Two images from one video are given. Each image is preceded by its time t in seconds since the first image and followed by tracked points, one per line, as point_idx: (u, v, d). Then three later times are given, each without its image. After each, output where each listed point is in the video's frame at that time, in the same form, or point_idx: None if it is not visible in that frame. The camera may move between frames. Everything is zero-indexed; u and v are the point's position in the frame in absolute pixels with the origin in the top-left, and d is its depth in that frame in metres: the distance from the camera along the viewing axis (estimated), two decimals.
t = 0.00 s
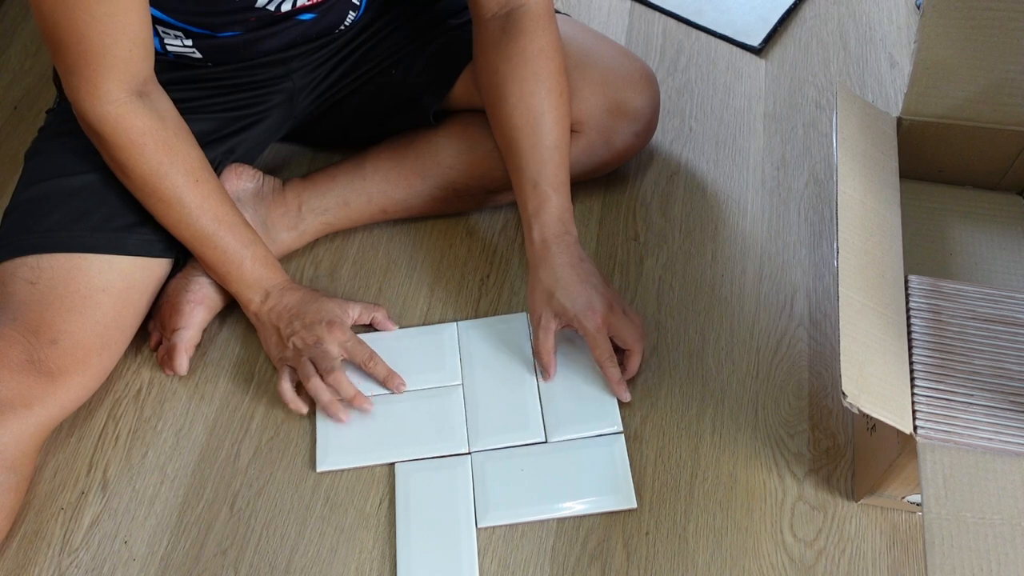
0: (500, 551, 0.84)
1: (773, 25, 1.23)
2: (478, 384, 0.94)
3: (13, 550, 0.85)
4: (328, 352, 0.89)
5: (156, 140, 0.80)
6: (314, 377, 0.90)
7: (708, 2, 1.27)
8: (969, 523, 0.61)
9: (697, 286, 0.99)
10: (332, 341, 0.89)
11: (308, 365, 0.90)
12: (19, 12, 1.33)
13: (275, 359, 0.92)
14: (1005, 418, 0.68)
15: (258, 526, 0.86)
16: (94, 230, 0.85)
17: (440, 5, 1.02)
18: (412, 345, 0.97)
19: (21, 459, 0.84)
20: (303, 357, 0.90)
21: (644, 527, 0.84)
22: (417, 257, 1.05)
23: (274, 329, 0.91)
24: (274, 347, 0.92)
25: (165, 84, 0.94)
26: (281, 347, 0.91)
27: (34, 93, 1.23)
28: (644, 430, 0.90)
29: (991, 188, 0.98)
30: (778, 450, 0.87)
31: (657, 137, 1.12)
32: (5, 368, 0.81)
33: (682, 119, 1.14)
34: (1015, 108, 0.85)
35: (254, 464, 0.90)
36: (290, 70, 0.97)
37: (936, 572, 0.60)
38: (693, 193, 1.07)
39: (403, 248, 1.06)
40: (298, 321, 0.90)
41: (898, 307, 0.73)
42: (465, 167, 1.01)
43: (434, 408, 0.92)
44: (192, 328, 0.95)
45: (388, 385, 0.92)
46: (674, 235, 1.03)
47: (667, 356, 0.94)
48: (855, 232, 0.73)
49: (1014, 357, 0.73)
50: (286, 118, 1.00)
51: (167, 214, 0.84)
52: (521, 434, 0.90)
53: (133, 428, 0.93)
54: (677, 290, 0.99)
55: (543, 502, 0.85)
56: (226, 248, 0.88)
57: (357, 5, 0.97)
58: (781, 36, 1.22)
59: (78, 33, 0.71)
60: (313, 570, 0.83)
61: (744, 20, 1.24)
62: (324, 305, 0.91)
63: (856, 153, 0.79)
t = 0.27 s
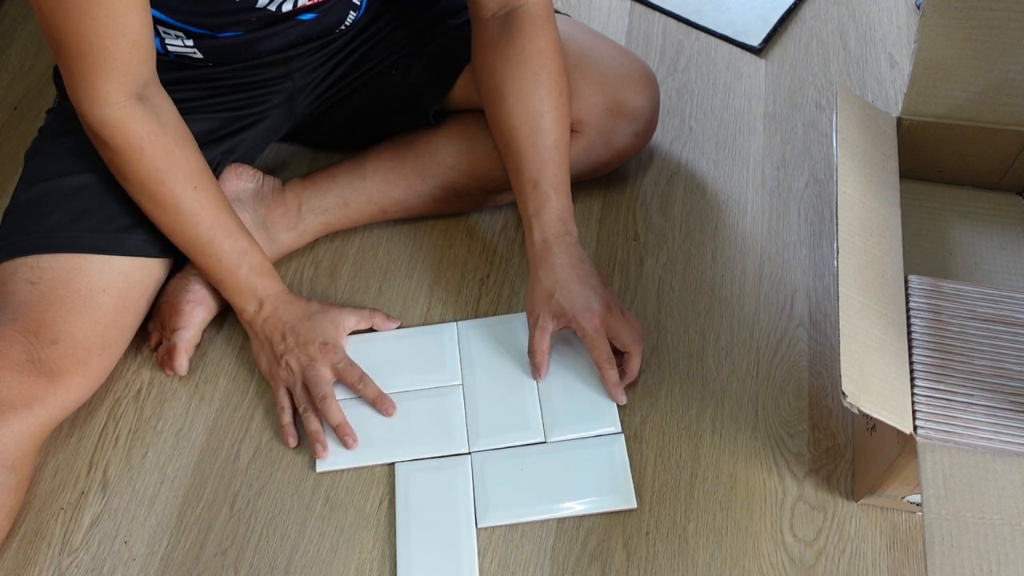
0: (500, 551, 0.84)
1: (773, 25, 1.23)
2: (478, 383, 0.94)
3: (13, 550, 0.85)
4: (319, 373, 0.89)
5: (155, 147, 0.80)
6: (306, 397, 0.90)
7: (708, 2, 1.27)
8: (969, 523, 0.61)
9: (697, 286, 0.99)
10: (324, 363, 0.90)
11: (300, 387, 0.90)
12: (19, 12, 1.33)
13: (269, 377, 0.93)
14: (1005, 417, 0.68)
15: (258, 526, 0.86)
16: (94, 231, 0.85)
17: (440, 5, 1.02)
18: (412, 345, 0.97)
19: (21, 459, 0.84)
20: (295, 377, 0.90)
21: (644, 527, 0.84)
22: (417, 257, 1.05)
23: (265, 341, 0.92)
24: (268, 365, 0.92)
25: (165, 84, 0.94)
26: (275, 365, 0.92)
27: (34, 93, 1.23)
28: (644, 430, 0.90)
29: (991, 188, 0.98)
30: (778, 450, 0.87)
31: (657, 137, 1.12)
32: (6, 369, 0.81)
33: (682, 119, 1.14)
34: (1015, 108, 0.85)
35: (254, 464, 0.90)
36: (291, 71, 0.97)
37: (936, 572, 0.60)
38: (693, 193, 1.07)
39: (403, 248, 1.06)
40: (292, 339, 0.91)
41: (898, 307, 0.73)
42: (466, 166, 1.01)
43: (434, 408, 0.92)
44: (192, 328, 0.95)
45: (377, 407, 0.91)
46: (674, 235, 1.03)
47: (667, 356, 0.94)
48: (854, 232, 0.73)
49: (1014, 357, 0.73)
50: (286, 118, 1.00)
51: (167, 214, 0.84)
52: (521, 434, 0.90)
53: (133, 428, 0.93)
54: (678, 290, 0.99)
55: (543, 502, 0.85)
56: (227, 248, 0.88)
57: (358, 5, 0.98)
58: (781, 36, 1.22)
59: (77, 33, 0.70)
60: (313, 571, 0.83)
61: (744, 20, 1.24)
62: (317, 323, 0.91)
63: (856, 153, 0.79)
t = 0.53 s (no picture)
0: (500, 551, 0.84)
1: (773, 25, 1.23)
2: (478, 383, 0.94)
3: (13, 550, 0.85)
4: (319, 373, 0.90)
5: (154, 156, 0.80)
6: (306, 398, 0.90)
7: (708, 2, 1.27)
8: (969, 523, 0.61)
9: (698, 285, 0.99)
10: (323, 363, 0.91)
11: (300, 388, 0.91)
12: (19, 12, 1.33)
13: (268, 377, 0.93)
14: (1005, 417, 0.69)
15: (258, 526, 0.86)
16: (94, 232, 0.85)
17: (440, 4, 1.00)
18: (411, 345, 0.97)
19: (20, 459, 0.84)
20: (295, 377, 0.91)
21: (645, 527, 0.84)
22: (417, 257, 1.05)
23: (264, 342, 0.93)
24: (267, 365, 0.93)
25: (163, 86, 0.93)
26: (274, 365, 0.92)
27: (33, 93, 1.23)
28: (644, 430, 0.90)
29: (991, 188, 0.98)
30: (779, 450, 0.87)
31: (657, 137, 1.12)
32: (6, 369, 0.82)
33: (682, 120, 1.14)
34: (1015, 108, 0.85)
35: (253, 464, 0.90)
36: (294, 75, 0.97)
37: (936, 572, 0.60)
38: (693, 193, 1.07)
39: (403, 247, 1.06)
40: (292, 339, 0.91)
41: (898, 307, 0.73)
42: (466, 166, 1.01)
43: (434, 408, 0.92)
44: (192, 328, 0.95)
45: (374, 407, 0.91)
46: (674, 234, 1.03)
47: (667, 356, 0.94)
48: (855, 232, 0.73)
49: (1014, 357, 0.73)
50: (286, 119, 1.01)
51: (167, 216, 0.84)
52: (521, 434, 0.90)
53: (133, 428, 0.93)
54: (678, 290, 0.99)
55: (543, 502, 0.85)
56: (226, 248, 0.88)
57: (360, 9, 0.97)
58: (781, 36, 1.22)
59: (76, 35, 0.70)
60: (313, 570, 0.83)
61: (744, 20, 1.24)
62: (317, 323, 0.92)
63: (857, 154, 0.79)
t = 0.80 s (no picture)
0: (500, 551, 0.83)
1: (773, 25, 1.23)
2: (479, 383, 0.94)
3: (13, 551, 0.85)
4: (309, 373, 0.89)
5: (151, 159, 0.80)
6: (300, 396, 0.90)
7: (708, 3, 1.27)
8: (970, 523, 0.61)
9: (698, 285, 0.99)
10: (314, 360, 0.89)
11: (294, 386, 0.90)
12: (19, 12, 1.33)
13: (266, 376, 0.93)
14: (1005, 418, 0.67)
15: (258, 526, 0.86)
16: (96, 233, 0.85)
17: (441, 7, 1.01)
18: (412, 344, 0.97)
19: (21, 460, 0.83)
20: (288, 376, 0.90)
21: (645, 527, 0.84)
22: (417, 257, 1.05)
23: (262, 342, 0.92)
24: (265, 361, 0.93)
25: (163, 89, 0.93)
26: (269, 363, 0.92)
27: (33, 94, 1.23)
28: (645, 430, 0.90)
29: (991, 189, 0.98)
30: (778, 450, 0.87)
31: (657, 137, 1.12)
32: (6, 370, 0.81)
33: (682, 120, 1.14)
34: (1015, 108, 0.85)
35: (253, 464, 0.90)
36: (296, 77, 0.97)
37: (936, 572, 0.60)
38: (693, 193, 1.07)
39: (403, 247, 1.06)
40: (285, 338, 0.90)
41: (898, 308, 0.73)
42: (467, 166, 1.01)
43: (434, 407, 0.92)
44: (192, 328, 0.95)
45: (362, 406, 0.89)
46: (674, 234, 1.03)
47: (667, 356, 0.94)
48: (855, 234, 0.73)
49: (1015, 357, 0.71)
50: (287, 120, 1.01)
51: (168, 217, 0.84)
52: (522, 434, 0.90)
53: (133, 428, 0.93)
54: (678, 289, 0.99)
55: (543, 502, 0.85)
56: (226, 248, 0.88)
57: (363, 12, 0.97)
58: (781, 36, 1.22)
59: (76, 36, 0.70)
60: (313, 570, 0.83)
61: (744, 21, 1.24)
62: (309, 322, 0.90)
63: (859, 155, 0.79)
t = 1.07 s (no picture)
0: (500, 551, 0.83)
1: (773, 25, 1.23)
2: (479, 382, 0.94)
3: (13, 551, 0.85)
4: (305, 373, 0.89)
5: (147, 160, 0.80)
6: (296, 396, 0.90)
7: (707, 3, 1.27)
8: (969, 523, 0.61)
9: (698, 284, 0.99)
10: (308, 360, 0.89)
11: (291, 386, 0.90)
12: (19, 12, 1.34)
13: (265, 377, 0.93)
14: (1006, 418, 0.67)
15: (258, 526, 0.86)
16: (94, 233, 0.85)
17: (439, 7, 1.01)
18: (412, 344, 0.97)
19: (20, 460, 0.84)
20: (285, 376, 0.90)
21: (645, 527, 0.84)
22: (417, 257, 1.05)
23: (259, 343, 0.92)
24: (263, 362, 0.93)
25: (162, 90, 0.93)
26: (267, 364, 0.92)
27: (34, 94, 1.23)
28: (644, 430, 0.90)
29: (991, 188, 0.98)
30: (778, 450, 0.87)
31: (657, 137, 1.12)
32: (5, 371, 0.81)
33: (682, 120, 1.14)
34: (1014, 108, 0.85)
35: (253, 464, 0.90)
36: (294, 77, 0.97)
37: (936, 572, 0.60)
38: (693, 193, 1.07)
39: (403, 247, 1.06)
40: (281, 339, 0.90)
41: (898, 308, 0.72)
42: (466, 166, 1.01)
43: (434, 407, 0.92)
44: (192, 328, 0.95)
45: (354, 407, 0.89)
46: (674, 234, 1.03)
47: (667, 356, 0.94)
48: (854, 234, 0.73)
49: (1015, 356, 0.71)
50: (286, 120, 1.01)
51: (167, 217, 0.84)
52: (522, 434, 0.90)
53: (133, 428, 0.93)
54: (678, 289, 0.99)
55: (543, 502, 0.85)
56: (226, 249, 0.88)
57: (361, 12, 0.97)
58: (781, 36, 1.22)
59: (71, 37, 0.70)
60: (313, 570, 0.83)
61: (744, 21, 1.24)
62: (305, 322, 0.90)
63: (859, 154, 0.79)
